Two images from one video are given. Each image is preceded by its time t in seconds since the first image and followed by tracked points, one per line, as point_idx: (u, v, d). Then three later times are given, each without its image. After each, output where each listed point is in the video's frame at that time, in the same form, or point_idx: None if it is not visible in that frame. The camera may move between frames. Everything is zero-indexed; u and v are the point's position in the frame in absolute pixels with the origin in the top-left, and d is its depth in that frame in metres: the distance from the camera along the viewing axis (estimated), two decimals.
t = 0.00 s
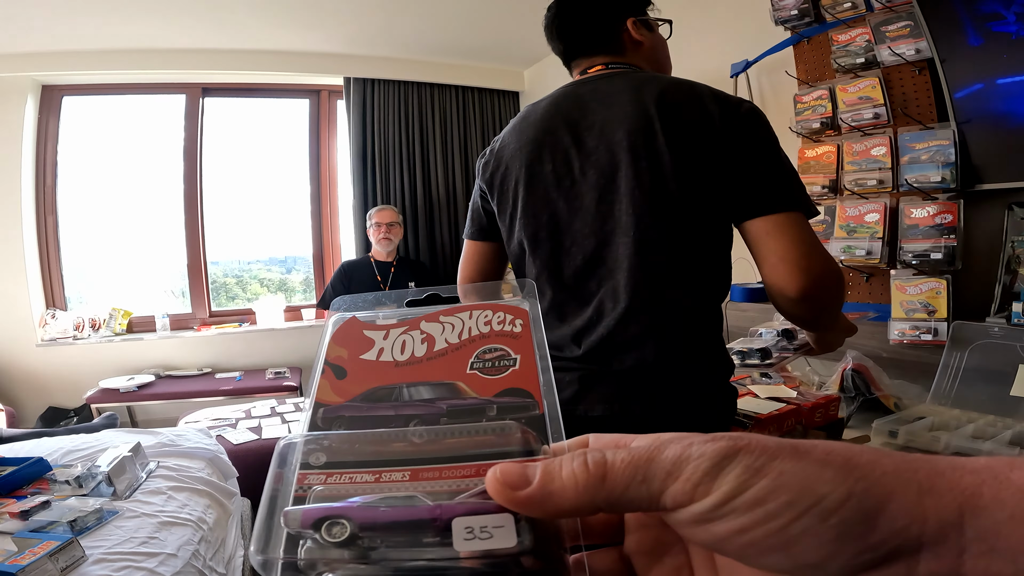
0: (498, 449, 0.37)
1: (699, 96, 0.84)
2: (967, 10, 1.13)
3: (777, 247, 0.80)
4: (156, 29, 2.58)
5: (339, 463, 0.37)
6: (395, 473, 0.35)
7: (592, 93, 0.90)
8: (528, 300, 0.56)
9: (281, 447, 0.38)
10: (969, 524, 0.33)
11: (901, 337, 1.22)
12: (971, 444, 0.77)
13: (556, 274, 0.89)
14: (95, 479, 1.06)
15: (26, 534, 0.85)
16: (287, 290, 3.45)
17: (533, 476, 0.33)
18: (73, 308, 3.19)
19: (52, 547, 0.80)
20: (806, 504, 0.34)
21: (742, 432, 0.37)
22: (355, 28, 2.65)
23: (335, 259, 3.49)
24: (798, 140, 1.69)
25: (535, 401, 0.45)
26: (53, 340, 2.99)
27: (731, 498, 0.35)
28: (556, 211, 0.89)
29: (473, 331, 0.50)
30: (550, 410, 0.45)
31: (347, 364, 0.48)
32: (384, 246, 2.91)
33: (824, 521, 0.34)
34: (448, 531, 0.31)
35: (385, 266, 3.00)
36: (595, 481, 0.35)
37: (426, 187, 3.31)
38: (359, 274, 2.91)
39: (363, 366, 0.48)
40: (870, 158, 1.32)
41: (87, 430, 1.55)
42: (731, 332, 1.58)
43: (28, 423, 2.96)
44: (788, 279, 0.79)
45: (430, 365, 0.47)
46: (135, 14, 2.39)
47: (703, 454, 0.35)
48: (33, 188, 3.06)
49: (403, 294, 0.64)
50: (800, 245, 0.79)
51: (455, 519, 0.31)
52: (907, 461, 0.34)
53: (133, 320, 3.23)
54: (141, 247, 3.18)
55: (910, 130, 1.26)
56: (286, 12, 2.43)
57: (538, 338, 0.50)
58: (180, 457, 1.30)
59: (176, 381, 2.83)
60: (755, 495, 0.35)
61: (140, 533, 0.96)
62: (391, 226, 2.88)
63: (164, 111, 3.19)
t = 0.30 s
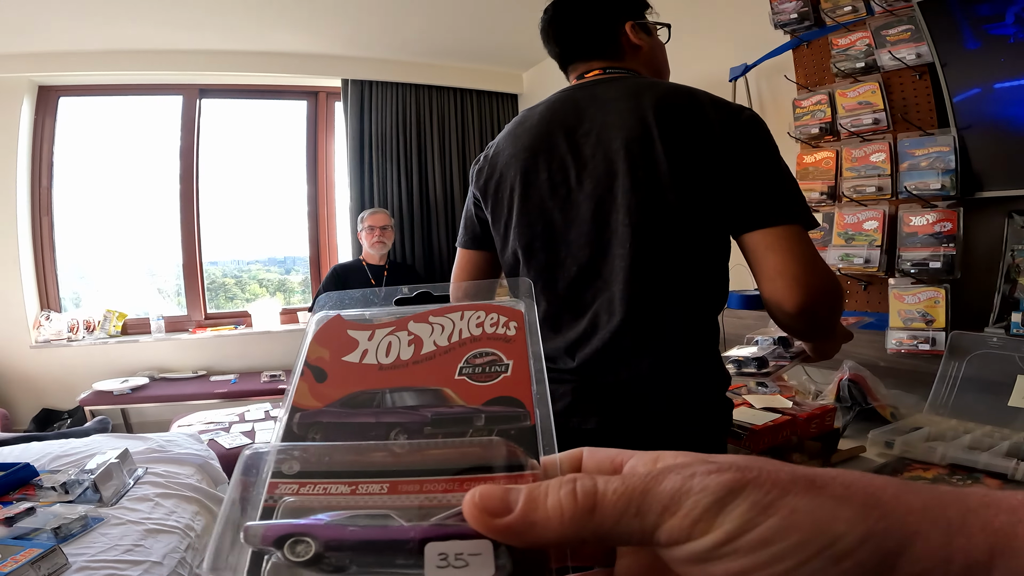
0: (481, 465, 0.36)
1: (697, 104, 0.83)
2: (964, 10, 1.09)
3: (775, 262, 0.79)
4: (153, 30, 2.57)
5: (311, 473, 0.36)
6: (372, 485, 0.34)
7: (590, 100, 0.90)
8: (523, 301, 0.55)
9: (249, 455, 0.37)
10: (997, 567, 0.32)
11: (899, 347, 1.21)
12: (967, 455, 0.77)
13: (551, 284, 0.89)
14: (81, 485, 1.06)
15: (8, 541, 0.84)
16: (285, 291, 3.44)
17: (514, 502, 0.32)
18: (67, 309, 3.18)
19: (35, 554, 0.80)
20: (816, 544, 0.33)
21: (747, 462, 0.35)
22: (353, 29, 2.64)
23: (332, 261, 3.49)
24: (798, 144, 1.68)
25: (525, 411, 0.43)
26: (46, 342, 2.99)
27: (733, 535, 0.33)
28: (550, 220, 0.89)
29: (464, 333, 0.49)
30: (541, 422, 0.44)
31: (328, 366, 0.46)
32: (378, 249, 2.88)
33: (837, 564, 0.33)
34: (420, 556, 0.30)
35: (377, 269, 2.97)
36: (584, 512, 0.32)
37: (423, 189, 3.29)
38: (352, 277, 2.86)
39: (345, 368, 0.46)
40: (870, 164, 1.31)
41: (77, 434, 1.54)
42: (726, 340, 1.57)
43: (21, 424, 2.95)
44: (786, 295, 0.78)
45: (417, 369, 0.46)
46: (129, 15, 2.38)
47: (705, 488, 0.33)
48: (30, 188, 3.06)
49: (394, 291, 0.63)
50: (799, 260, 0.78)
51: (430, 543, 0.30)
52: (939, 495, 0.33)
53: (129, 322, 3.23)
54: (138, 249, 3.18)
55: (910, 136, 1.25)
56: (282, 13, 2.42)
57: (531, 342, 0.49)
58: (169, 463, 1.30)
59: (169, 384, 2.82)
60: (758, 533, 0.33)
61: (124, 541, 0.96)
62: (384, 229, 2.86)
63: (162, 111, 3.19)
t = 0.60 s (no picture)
0: (534, 446, 0.35)
1: (693, 110, 0.83)
2: (960, 15, 1.09)
3: (768, 267, 0.79)
4: (151, 31, 2.57)
5: (362, 448, 0.36)
6: (418, 463, 0.34)
7: (586, 105, 0.89)
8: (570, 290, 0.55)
9: (303, 436, 0.38)
10: None
11: (894, 353, 1.21)
12: (961, 463, 0.76)
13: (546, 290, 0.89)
14: (73, 488, 1.07)
15: None
16: (285, 292, 3.45)
17: (572, 480, 0.32)
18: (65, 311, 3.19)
19: (24, 556, 0.80)
20: (883, 532, 0.33)
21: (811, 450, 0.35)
22: (350, 31, 2.64)
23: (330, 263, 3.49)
24: (795, 149, 1.68)
25: (572, 396, 0.44)
26: (42, 343, 2.99)
27: (795, 520, 0.34)
28: (545, 226, 0.89)
29: (511, 317, 0.49)
30: (586, 407, 0.44)
31: (378, 344, 0.48)
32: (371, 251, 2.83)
33: (902, 551, 0.33)
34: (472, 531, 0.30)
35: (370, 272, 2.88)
36: (643, 493, 0.33)
37: (421, 192, 3.29)
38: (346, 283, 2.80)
39: (393, 347, 0.47)
40: (867, 170, 1.31)
41: (73, 435, 1.54)
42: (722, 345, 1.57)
43: (17, 425, 2.95)
44: (777, 303, 0.78)
45: (464, 350, 0.46)
46: (127, 16, 2.38)
47: (769, 472, 0.34)
48: (28, 188, 3.06)
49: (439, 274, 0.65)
50: (793, 265, 0.78)
51: (480, 520, 0.30)
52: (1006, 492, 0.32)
53: (126, 322, 3.24)
54: (135, 251, 3.19)
55: (908, 142, 1.24)
56: (279, 15, 2.43)
57: (578, 328, 0.49)
58: (163, 466, 1.30)
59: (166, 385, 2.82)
60: (823, 519, 0.34)
61: (114, 544, 0.96)
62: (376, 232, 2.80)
63: (162, 112, 3.20)
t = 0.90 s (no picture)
0: (528, 461, 0.36)
1: (697, 112, 0.84)
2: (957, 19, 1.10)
3: (771, 272, 0.80)
4: (154, 31, 2.57)
5: (352, 473, 0.36)
6: (413, 484, 0.35)
7: (589, 107, 0.90)
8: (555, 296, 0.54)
9: (291, 457, 0.37)
10: None
11: (894, 356, 1.21)
12: (960, 466, 0.76)
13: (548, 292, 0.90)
14: (75, 487, 1.07)
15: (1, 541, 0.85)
16: (285, 292, 3.45)
17: (572, 502, 0.32)
18: (67, 310, 3.19)
19: (27, 555, 0.80)
20: (888, 547, 0.33)
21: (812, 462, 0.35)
22: (353, 32, 2.65)
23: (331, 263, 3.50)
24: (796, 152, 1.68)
25: (564, 408, 0.43)
26: (43, 343, 2.98)
27: (800, 537, 0.34)
28: (548, 228, 0.90)
29: (497, 328, 0.48)
30: (579, 416, 0.44)
31: (362, 363, 0.46)
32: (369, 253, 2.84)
33: (909, 564, 0.34)
34: (472, 557, 0.31)
35: (370, 273, 2.91)
36: (645, 515, 0.33)
37: (422, 193, 3.30)
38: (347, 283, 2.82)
39: (378, 365, 0.46)
40: (867, 173, 1.32)
41: (75, 434, 1.54)
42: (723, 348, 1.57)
43: (18, 425, 2.95)
44: (781, 308, 0.79)
45: (452, 366, 0.46)
46: (132, 16, 2.39)
47: (771, 491, 0.34)
48: (31, 188, 3.06)
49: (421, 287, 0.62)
50: (796, 270, 0.79)
51: (479, 546, 0.31)
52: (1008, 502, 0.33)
53: (128, 322, 3.24)
54: (137, 250, 3.19)
55: (909, 144, 1.25)
56: (283, 16, 2.43)
57: (565, 336, 0.49)
58: (164, 466, 1.30)
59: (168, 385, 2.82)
60: (829, 537, 0.34)
61: (117, 542, 0.96)
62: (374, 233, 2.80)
63: (164, 113, 3.20)
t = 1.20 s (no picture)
0: (505, 466, 0.35)
1: (703, 116, 0.85)
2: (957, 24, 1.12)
3: (773, 278, 0.80)
4: (160, 31, 2.57)
5: (330, 476, 0.35)
6: (391, 489, 0.34)
7: (596, 110, 0.91)
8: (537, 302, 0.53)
9: (266, 459, 0.36)
10: None
11: (894, 357, 1.22)
12: (959, 465, 0.78)
13: (553, 294, 0.92)
14: (84, 485, 1.06)
15: (13, 540, 0.86)
16: (285, 293, 3.44)
17: (548, 507, 0.32)
18: (70, 309, 3.17)
19: (40, 552, 0.82)
20: (863, 551, 0.33)
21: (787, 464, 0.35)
22: (358, 34, 2.65)
23: (333, 263, 3.49)
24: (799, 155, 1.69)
25: (544, 412, 0.42)
26: (47, 341, 2.98)
27: (778, 540, 0.34)
28: (555, 231, 0.92)
29: (478, 333, 0.47)
30: (560, 421, 0.43)
31: (341, 368, 0.44)
32: (372, 254, 2.84)
33: (884, 568, 0.33)
34: (447, 562, 0.30)
35: (374, 274, 2.91)
36: (622, 519, 0.33)
37: (425, 194, 3.30)
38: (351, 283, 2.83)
39: (356, 370, 0.44)
40: (869, 175, 1.33)
41: (81, 433, 1.53)
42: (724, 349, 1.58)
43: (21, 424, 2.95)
44: (782, 312, 0.80)
45: (430, 371, 0.44)
46: (138, 17, 2.39)
47: (747, 493, 0.34)
48: (35, 188, 3.05)
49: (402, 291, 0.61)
50: (798, 276, 0.79)
51: (455, 551, 0.30)
52: (978, 504, 0.32)
53: (130, 322, 3.23)
54: (142, 249, 3.18)
55: (910, 148, 1.26)
56: (288, 17, 2.44)
57: (547, 342, 0.48)
58: (172, 464, 1.30)
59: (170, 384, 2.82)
60: (806, 540, 0.34)
61: (127, 540, 0.97)
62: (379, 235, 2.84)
63: (168, 112, 3.19)
